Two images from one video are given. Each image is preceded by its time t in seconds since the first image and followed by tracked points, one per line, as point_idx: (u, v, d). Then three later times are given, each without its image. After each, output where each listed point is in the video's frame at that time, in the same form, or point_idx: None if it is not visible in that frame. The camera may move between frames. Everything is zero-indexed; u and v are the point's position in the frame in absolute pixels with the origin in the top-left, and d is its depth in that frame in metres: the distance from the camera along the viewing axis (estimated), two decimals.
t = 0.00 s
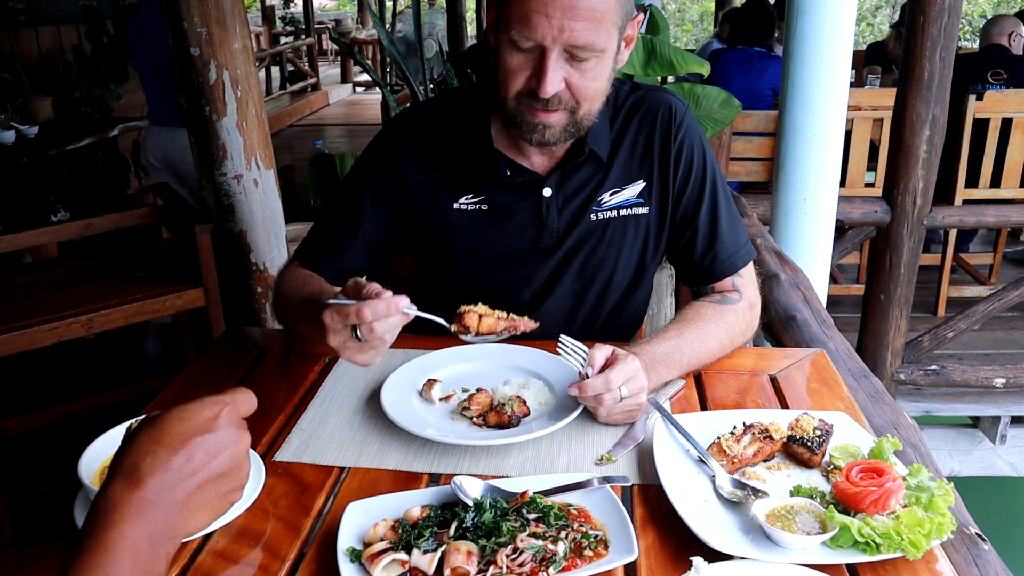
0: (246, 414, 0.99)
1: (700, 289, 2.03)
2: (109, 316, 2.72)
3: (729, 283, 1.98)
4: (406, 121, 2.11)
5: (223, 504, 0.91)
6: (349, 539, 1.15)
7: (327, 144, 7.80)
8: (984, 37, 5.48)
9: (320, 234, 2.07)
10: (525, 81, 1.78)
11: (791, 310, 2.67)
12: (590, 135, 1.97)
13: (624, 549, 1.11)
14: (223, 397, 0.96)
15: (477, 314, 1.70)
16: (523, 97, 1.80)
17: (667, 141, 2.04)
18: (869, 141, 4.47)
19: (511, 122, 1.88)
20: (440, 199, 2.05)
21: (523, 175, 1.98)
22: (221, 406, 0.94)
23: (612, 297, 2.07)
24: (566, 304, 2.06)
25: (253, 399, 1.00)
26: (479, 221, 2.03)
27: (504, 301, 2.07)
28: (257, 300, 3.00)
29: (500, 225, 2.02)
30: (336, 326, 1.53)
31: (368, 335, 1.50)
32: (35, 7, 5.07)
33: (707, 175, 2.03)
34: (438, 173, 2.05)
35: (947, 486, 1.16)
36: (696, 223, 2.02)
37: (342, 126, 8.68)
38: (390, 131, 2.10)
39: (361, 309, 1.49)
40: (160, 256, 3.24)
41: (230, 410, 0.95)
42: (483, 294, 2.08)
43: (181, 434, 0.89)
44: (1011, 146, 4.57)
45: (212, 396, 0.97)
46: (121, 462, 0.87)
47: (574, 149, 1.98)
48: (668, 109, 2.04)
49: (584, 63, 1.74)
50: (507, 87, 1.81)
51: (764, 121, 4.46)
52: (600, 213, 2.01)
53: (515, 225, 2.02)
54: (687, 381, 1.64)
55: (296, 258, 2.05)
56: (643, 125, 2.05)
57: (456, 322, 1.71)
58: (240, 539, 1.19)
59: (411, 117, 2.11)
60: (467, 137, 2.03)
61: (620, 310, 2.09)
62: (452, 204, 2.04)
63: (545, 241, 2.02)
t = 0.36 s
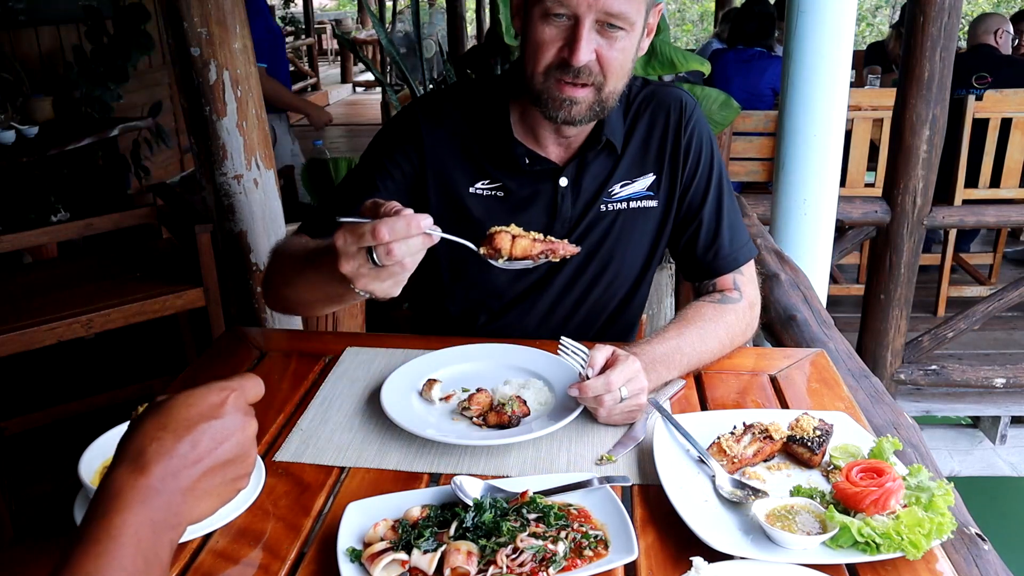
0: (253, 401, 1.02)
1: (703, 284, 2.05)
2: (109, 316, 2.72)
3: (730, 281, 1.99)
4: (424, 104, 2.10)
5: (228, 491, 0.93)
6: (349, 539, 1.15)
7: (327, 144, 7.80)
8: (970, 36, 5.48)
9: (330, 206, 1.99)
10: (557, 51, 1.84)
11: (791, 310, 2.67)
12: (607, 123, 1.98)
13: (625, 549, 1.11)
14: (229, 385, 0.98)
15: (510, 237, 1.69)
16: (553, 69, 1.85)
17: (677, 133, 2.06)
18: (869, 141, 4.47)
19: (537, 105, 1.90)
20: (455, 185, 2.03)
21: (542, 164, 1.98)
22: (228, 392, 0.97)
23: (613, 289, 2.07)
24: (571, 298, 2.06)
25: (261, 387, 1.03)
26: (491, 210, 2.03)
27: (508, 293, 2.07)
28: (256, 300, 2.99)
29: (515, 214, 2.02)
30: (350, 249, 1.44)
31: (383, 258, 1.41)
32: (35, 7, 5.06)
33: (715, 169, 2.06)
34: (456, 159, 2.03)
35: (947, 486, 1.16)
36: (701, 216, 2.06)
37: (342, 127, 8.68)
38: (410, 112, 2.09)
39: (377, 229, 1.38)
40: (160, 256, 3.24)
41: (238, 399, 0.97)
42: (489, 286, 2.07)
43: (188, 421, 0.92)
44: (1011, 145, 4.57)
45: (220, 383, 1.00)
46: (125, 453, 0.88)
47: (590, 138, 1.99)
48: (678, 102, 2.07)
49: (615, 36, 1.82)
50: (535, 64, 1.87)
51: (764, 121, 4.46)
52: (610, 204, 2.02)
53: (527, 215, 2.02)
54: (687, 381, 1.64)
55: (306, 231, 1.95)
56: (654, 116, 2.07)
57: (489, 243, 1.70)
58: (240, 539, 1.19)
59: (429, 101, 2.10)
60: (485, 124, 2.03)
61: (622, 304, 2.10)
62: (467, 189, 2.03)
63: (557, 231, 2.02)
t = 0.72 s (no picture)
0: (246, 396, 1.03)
1: (704, 284, 2.05)
2: (109, 316, 2.72)
3: (732, 281, 2.00)
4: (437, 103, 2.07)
5: (220, 487, 0.95)
6: (349, 539, 1.15)
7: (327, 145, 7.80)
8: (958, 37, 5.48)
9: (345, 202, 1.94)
10: (569, 39, 1.83)
11: (791, 311, 2.67)
12: (619, 124, 1.96)
13: (624, 549, 1.11)
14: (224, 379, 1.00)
15: (548, 241, 1.53)
16: (564, 58, 1.84)
17: (683, 132, 2.06)
18: (869, 141, 4.48)
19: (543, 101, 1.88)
20: (471, 187, 2.01)
21: (556, 169, 1.96)
22: (220, 388, 0.98)
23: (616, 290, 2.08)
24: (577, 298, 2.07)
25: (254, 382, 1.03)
26: (504, 214, 2.01)
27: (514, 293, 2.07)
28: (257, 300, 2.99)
29: (528, 218, 2.00)
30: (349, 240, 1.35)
31: (387, 255, 1.31)
32: (35, 7, 5.06)
33: (719, 168, 2.08)
34: (473, 161, 2.01)
35: (947, 486, 1.16)
36: (704, 215, 2.06)
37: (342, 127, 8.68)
38: (425, 110, 2.06)
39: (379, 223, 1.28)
40: (161, 256, 3.24)
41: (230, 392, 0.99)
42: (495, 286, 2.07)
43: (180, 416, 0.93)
44: (1011, 145, 4.57)
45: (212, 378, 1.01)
46: (117, 449, 0.89)
47: (603, 140, 1.96)
48: (683, 102, 2.08)
49: (626, 27, 1.81)
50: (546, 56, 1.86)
51: (764, 121, 4.46)
52: (619, 206, 2.02)
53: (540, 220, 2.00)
54: (687, 381, 1.64)
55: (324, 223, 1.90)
56: (659, 117, 2.07)
57: (523, 244, 1.55)
58: (240, 539, 1.19)
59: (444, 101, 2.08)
60: (497, 126, 2.00)
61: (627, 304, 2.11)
62: (483, 192, 2.01)
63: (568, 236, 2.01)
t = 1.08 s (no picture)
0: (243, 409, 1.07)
1: (705, 286, 2.06)
2: (109, 316, 2.72)
3: (734, 283, 2.01)
4: (444, 117, 2.04)
5: (219, 494, 1.00)
6: (349, 539, 1.15)
7: (327, 144, 7.80)
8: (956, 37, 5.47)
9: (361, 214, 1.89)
10: (578, 68, 1.79)
11: (791, 311, 2.67)
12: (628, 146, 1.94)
13: (624, 549, 1.11)
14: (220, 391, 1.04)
15: (589, 293, 1.22)
16: (573, 88, 1.80)
17: (682, 138, 2.06)
18: (869, 141, 4.48)
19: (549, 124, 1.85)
20: (482, 204, 1.99)
21: (564, 190, 1.94)
22: (217, 394, 1.04)
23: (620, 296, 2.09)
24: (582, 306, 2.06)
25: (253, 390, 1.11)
26: (514, 231, 1.99)
27: (520, 300, 2.07)
28: (257, 300, 3.00)
29: (537, 234, 1.99)
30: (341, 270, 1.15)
31: (384, 293, 1.11)
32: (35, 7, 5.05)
33: (719, 169, 2.08)
34: (483, 177, 1.99)
35: (947, 486, 1.16)
36: (707, 218, 2.06)
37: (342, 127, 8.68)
38: (435, 123, 2.03)
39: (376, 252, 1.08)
40: (161, 256, 3.23)
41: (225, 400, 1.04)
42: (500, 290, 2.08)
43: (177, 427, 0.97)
44: (1011, 145, 4.57)
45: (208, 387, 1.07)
46: (116, 456, 0.94)
47: (613, 161, 1.93)
48: (681, 108, 2.08)
49: (636, 54, 1.77)
50: (551, 82, 1.82)
51: (764, 121, 4.46)
52: (623, 218, 2.01)
53: (548, 236, 1.99)
54: (687, 382, 1.64)
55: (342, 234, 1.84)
56: (658, 125, 2.06)
57: (557, 292, 1.23)
58: (240, 539, 1.19)
59: (454, 113, 2.05)
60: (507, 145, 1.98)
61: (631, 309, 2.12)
62: (493, 210, 1.99)
63: (576, 251, 2.00)
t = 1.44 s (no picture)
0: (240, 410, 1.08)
1: (706, 290, 2.08)
2: (109, 316, 2.71)
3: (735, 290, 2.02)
4: (449, 132, 2.02)
5: (212, 501, 0.99)
6: (350, 539, 1.15)
7: (327, 144, 7.80)
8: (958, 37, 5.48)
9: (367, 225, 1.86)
10: (585, 107, 1.75)
11: (791, 311, 2.67)
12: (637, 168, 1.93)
13: (625, 549, 1.11)
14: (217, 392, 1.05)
15: (577, 339, 1.04)
16: (581, 126, 1.77)
17: (683, 147, 2.05)
18: (869, 141, 4.48)
19: (559, 156, 1.84)
20: (487, 221, 1.99)
21: (570, 210, 1.94)
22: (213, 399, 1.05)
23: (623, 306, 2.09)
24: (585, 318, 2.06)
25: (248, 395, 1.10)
26: (520, 247, 2.00)
27: (523, 311, 2.08)
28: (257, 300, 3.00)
29: (542, 249, 2.00)
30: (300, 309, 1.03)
31: (344, 336, 1.00)
32: (35, 7, 5.05)
33: (720, 176, 2.08)
34: (489, 194, 1.98)
35: (947, 486, 1.16)
36: (708, 226, 2.06)
37: (342, 126, 8.68)
38: (440, 136, 2.01)
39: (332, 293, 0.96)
40: (161, 256, 3.23)
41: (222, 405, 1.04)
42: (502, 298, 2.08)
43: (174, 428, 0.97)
44: (1011, 145, 4.57)
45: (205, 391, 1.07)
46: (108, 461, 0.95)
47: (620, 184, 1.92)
48: (681, 116, 2.07)
49: (643, 90, 1.72)
50: (557, 118, 1.79)
51: (764, 121, 4.46)
52: (627, 231, 2.00)
53: (553, 251, 1.99)
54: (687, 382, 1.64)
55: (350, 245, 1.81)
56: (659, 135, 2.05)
57: (540, 339, 1.05)
58: (240, 539, 1.19)
59: (460, 127, 2.03)
60: (515, 161, 1.97)
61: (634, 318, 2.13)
62: (499, 226, 1.99)
63: (581, 264, 2.00)
